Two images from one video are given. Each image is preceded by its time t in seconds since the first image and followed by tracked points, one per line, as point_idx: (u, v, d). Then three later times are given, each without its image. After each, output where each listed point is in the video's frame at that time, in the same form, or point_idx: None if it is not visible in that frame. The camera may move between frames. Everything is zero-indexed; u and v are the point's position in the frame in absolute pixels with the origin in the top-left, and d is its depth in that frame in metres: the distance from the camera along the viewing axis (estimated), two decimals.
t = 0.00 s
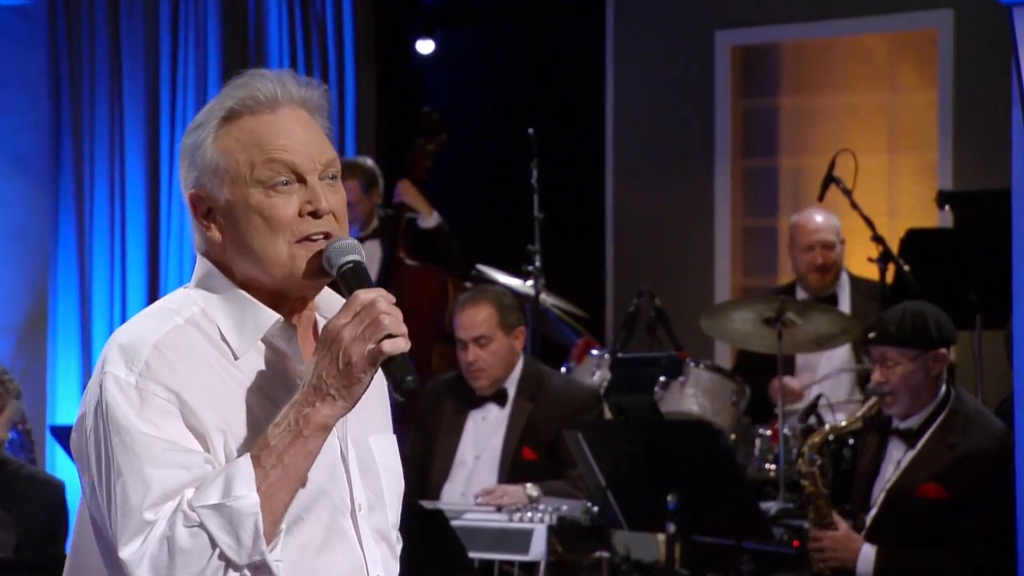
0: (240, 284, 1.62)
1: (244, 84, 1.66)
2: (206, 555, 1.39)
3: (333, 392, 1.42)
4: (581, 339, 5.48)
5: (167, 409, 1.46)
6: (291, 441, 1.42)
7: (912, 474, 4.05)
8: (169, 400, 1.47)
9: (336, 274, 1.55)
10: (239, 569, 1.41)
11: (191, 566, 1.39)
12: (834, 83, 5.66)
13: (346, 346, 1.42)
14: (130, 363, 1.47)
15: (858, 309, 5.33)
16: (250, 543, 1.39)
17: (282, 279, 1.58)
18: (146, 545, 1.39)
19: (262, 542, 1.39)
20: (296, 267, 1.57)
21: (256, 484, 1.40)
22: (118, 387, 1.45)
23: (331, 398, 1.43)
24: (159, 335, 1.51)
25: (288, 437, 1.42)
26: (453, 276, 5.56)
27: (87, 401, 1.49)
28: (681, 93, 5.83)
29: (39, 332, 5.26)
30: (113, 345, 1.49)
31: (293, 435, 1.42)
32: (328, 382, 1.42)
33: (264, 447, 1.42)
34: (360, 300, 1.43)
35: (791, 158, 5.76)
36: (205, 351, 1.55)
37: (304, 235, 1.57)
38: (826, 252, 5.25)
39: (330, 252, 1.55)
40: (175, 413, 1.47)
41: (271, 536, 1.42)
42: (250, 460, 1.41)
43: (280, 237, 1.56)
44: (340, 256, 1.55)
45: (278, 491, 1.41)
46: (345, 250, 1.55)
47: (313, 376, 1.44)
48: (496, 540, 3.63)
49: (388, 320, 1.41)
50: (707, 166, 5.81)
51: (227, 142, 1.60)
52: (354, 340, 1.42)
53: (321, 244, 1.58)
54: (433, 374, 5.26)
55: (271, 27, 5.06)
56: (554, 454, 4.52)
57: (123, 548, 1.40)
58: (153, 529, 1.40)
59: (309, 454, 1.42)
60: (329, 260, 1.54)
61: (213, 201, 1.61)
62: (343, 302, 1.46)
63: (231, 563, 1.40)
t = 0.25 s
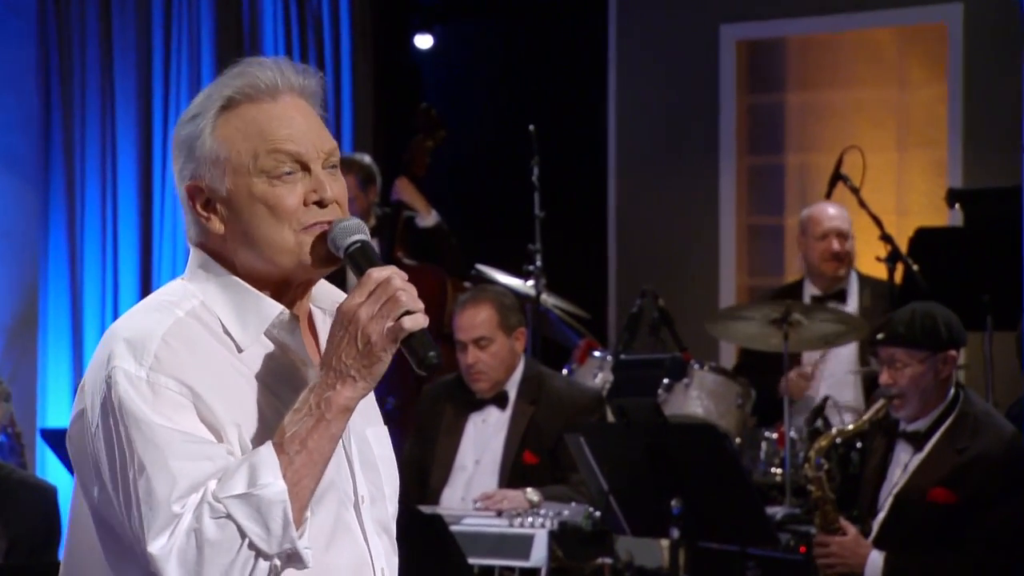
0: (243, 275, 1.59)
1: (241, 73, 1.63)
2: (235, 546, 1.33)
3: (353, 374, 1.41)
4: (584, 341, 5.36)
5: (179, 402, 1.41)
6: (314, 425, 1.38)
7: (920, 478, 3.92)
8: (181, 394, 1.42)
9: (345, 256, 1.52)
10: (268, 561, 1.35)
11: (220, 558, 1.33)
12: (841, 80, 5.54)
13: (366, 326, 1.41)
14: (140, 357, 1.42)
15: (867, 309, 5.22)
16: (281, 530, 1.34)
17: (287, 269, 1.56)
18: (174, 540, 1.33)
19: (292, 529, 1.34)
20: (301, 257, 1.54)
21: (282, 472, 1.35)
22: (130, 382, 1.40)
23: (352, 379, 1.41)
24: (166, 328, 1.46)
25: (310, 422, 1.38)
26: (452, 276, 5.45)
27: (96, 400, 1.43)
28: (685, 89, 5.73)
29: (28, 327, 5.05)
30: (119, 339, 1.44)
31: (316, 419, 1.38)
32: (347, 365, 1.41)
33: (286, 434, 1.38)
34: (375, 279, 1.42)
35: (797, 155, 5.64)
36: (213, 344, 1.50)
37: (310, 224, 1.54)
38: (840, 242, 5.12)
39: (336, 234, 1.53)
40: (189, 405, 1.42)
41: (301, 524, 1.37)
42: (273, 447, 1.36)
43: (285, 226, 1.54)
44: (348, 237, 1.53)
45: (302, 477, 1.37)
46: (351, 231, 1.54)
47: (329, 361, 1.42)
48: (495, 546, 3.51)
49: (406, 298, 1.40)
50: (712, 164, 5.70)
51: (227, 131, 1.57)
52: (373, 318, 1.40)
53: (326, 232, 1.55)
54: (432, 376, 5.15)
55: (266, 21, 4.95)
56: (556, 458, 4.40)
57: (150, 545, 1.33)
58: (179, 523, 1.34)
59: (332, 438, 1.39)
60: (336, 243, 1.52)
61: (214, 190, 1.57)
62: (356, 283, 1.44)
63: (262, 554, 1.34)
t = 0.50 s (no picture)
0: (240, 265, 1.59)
1: (242, 57, 1.62)
2: (257, 536, 1.34)
3: (371, 361, 1.42)
4: (587, 343, 5.25)
5: (189, 393, 1.41)
6: (333, 413, 1.40)
7: (929, 482, 3.82)
8: (191, 385, 1.42)
9: (354, 243, 1.57)
10: (290, 552, 1.36)
11: (242, 549, 1.33)
12: (851, 76, 5.41)
13: (386, 312, 1.43)
14: (149, 348, 1.41)
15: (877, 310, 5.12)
16: (303, 521, 1.35)
17: (291, 259, 1.56)
18: (195, 532, 1.33)
19: (315, 519, 1.35)
20: (304, 246, 1.55)
21: (302, 461, 1.37)
22: (141, 373, 1.39)
23: (370, 366, 1.43)
24: (172, 319, 1.46)
25: (330, 410, 1.40)
26: (453, 276, 5.36)
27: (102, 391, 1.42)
28: (691, 85, 5.63)
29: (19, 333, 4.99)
30: (125, 330, 1.43)
31: (336, 407, 1.40)
32: (365, 351, 1.42)
33: (304, 423, 1.39)
34: (391, 265, 1.44)
35: (805, 153, 5.52)
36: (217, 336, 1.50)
37: (312, 213, 1.55)
38: (857, 242, 5.05)
39: (347, 221, 1.56)
40: (199, 395, 1.42)
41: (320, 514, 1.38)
42: (289, 437, 1.38)
43: (290, 214, 1.54)
44: (358, 225, 1.57)
45: (323, 467, 1.38)
46: (361, 217, 1.57)
47: (345, 347, 1.43)
48: (496, 552, 3.39)
49: (424, 283, 1.43)
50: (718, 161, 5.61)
51: (231, 116, 1.56)
52: (393, 305, 1.43)
53: (329, 221, 1.57)
54: (432, 378, 5.05)
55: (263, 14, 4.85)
56: (558, 461, 4.29)
57: (171, 536, 1.33)
58: (199, 515, 1.34)
59: (351, 426, 1.41)
60: (347, 230, 1.56)
61: (218, 177, 1.56)
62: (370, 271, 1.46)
63: (284, 545, 1.35)
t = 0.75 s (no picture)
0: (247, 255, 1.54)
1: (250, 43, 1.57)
2: (267, 531, 1.30)
3: (382, 352, 1.39)
4: (593, 346, 5.14)
5: (194, 384, 1.36)
6: (343, 405, 1.36)
7: (943, 488, 3.72)
8: (196, 376, 1.37)
9: (362, 232, 1.49)
10: (299, 545, 1.32)
11: (250, 544, 1.29)
12: (863, 73, 5.32)
13: (396, 301, 1.39)
14: (151, 339, 1.36)
15: (889, 312, 5.00)
16: (314, 515, 1.31)
17: (301, 251, 1.51)
18: (202, 526, 1.29)
19: (325, 513, 1.31)
20: (315, 236, 1.51)
21: (311, 454, 1.33)
22: (145, 365, 1.34)
23: (380, 356, 1.39)
24: (174, 308, 1.41)
25: (340, 402, 1.36)
26: (455, 278, 5.27)
27: (103, 383, 1.36)
28: (699, 83, 5.53)
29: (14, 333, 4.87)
30: (126, 321, 1.38)
31: (345, 399, 1.36)
32: (373, 341, 1.39)
33: (312, 415, 1.36)
34: (400, 254, 1.40)
35: (814, 152, 5.43)
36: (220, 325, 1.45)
37: (325, 202, 1.51)
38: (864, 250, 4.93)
39: (353, 210, 1.49)
40: (203, 388, 1.37)
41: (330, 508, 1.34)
42: (297, 429, 1.34)
43: (301, 204, 1.50)
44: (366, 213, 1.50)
45: (332, 460, 1.34)
46: (368, 205, 1.50)
47: (353, 336, 1.39)
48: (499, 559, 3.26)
49: (434, 272, 1.39)
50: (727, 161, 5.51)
51: (241, 104, 1.51)
52: (403, 295, 1.39)
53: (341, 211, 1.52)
54: (434, 382, 4.95)
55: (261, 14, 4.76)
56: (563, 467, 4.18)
57: (180, 530, 1.29)
58: (207, 509, 1.29)
59: (361, 419, 1.37)
60: (352, 219, 1.48)
61: (225, 165, 1.51)
62: (377, 259, 1.42)
63: (293, 539, 1.31)
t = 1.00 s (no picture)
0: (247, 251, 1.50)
1: (245, 34, 1.53)
2: (254, 526, 1.27)
3: (376, 347, 1.36)
4: (601, 350, 5.05)
5: (190, 377, 1.33)
6: (335, 401, 1.33)
7: (959, 495, 3.63)
8: (191, 369, 1.34)
9: (360, 229, 1.46)
10: (288, 542, 1.29)
11: (236, 540, 1.27)
12: (875, 73, 5.23)
13: (392, 295, 1.36)
14: (147, 330, 1.33)
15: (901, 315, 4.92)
16: (302, 511, 1.28)
17: (297, 245, 1.47)
18: (189, 520, 1.26)
19: (314, 509, 1.28)
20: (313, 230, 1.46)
21: (301, 450, 1.30)
22: (140, 356, 1.31)
23: (375, 352, 1.36)
24: (172, 299, 1.38)
25: (332, 397, 1.34)
26: (460, 281, 5.19)
27: (98, 373, 1.33)
28: (708, 83, 5.46)
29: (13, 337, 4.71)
30: (122, 313, 1.35)
31: (338, 395, 1.34)
32: (368, 337, 1.36)
33: (305, 411, 1.33)
34: (401, 247, 1.38)
35: (826, 153, 5.34)
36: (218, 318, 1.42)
37: (322, 194, 1.47)
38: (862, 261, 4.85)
39: (351, 204, 1.46)
40: (199, 381, 1.34)
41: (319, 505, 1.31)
42: (290, 425, 1.31)
43: (296, 196, 1.45)
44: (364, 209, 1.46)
45: (322, 457, 1.32)
46: (366, 199, 1.47)
47: (349, 331, 1.37)
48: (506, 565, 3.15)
49: (431, 267, 1.37)
50: (737, 162, 5.43)
51: (234, 96, 1.47)
52: (399, 289, 1.36)
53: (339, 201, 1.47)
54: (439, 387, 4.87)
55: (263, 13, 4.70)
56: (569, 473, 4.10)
57: (165, 524, 1.26)
58: (194, 504, 1.27)
59: (354, 416, 1.34)
60: (352, 213, 1.45)
61: (219, 158, 1.47)
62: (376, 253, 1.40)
63: (281, 535, 1.28)
